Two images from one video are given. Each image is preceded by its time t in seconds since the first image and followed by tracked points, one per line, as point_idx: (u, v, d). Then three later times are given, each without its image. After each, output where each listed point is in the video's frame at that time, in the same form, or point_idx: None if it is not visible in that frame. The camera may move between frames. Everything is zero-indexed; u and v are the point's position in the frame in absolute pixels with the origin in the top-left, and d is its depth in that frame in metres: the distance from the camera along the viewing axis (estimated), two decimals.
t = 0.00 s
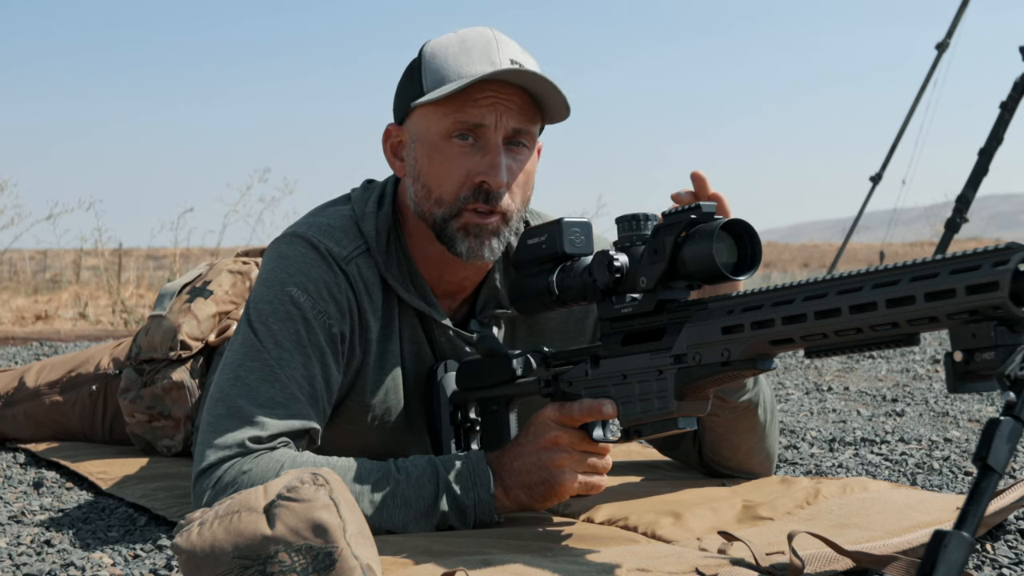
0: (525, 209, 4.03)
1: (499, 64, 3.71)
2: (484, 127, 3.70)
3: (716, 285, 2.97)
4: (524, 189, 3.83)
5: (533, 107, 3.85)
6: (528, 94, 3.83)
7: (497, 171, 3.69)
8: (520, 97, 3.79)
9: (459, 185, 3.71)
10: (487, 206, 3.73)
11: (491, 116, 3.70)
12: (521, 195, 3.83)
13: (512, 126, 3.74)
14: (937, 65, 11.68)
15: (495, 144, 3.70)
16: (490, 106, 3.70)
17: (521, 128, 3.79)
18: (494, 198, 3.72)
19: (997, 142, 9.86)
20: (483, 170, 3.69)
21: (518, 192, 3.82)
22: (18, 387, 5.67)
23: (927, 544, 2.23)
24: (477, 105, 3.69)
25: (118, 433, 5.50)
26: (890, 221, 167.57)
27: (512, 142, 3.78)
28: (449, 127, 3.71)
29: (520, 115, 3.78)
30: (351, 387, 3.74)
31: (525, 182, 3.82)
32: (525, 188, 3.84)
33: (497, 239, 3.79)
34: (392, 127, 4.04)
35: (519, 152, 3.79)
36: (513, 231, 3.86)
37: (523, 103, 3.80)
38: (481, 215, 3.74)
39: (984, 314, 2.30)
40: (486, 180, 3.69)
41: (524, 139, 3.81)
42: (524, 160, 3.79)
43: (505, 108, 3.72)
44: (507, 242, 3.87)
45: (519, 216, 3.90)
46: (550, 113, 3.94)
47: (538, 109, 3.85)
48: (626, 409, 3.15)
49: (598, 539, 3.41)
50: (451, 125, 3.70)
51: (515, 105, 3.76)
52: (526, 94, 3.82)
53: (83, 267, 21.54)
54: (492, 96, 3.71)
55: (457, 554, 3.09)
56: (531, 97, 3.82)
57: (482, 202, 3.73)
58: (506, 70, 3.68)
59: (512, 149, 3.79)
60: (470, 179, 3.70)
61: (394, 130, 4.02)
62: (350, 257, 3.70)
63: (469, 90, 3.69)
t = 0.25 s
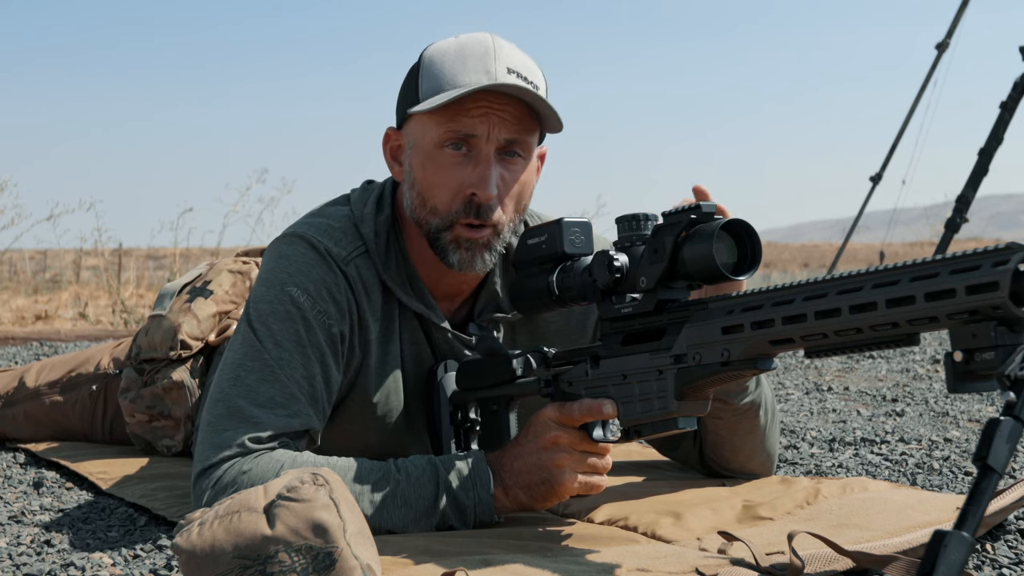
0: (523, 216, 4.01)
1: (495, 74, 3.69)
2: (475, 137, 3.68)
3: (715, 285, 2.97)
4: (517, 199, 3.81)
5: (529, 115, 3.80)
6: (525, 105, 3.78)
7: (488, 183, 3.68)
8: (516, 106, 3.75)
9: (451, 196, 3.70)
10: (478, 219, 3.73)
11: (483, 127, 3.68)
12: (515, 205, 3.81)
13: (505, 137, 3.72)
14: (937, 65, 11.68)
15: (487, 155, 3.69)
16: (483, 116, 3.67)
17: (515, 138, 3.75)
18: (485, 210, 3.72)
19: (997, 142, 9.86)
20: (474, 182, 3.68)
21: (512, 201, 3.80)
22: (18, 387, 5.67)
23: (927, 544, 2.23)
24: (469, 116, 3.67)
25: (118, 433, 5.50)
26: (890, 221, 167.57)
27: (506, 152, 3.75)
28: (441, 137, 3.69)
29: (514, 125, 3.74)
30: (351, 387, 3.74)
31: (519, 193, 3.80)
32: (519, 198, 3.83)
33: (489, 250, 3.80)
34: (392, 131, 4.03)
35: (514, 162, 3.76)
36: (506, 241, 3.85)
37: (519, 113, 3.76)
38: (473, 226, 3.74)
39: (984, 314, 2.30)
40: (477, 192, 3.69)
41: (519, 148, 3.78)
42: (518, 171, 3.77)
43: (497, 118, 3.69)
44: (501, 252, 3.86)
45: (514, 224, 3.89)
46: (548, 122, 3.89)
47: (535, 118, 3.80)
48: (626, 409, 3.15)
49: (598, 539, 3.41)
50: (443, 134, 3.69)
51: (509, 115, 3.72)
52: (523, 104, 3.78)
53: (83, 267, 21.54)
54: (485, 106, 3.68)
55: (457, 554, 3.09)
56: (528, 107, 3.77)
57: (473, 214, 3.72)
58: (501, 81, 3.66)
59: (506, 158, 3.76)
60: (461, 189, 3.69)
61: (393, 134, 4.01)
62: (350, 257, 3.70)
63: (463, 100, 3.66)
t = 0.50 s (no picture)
0: (516, 220, 3.99)
1: (483, 75, 3.67)
2: (458, 138, 3.68)
3: (715, 285, 2.97)
4: (503, 203, 3.79)
5: (517, 118, 3.76)
6: (513, 107, 3.74)
7: (468, 185, 3.68)
8: (503, 109, 3.72)
9: (432, 196, 3.71)
10: (459, 219, 3.73)
11: (465, 127, 3.67)
12: (500, 208, 3.80)
13: (488, 138, 3.69)
14: (937, 65, 11.68)
15: (468, 156, 3.68)
16: (465, 117, 3.66)
17: (500, 140, 3.72)
18: (465, 212, 3.72)
19: (997, 142, 9.86)
20: (454, 183, 3.68)
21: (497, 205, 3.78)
22: (18, 387, 5.67)
23: (927, 544, 2.23)
24: (452, 116, 3.66)
25: (118, 433, 5.50)
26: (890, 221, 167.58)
27: (491, 155, 3.73)
28: (425, 136, 3.70)
29: (499, 127, 3.71)
30: (351, 386, 3.74)
31: (505, 196, 3.79)
32: (505, 202, 3.80)
33: (472, 254, 3.79)
34: (391, 130, 4.04)
35: (498, 165, 3.74)
36: (491, 244, 3.84)
37: (506, 115, 3.73)
38: (454, 227, 3.74)
39: (984, 314, 2.30)
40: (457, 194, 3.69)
41: (505, 152, 3.75)
42: (501, 174, 3.75)
43: (480, 120, 3.67)
44: (486, 256, 3.85)
45: (500, 229, 3.86)
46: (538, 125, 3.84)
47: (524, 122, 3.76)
48: (626, 409, 3.15)
49: (598, 539, 3.41)
50: (427, 133, 3.69)
51: (494, 117, 3.69)
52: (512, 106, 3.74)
53: (83, 267, 21.53)
54: (468, 107, 3.66)
55: (457, 554, 3.09)
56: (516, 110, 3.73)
57: (454, 214, 3.73)
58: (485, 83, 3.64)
59: (491, 161, 3.74)
60: (441, 190, 3.69)
61: (391, 133, 4.02)
62: (350, 257, 3.70)
63: (447, 100, 3.65)
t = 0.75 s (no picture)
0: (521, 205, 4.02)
1: (472, 70, 3.68)
2: (463, 136, 3.68)
3: (715, 284, 2.97)
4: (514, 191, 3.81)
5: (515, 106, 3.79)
6: (509, 97, 3.77)
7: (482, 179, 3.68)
8: (502, 99, 3.74)
9: (445, 196, 3.70)
10: (475, 215, 3.72)
11: (469, 124, 3.67)
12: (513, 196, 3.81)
13: (492, 131, 3.71)
14: (937, 65, 11.68)
15: (477, 152, 3.68)
16: (467, 114, 3.67)
17: (504, 131, 3.74)
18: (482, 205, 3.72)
19: (997, 142, 9.86)
20: (467, 179, 3.67)
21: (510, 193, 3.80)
22: (18, 387, 5.67)
23: (927, 544, 2.23)
24: (454, 115, 3.66)
25: (118, 433, 5.50)
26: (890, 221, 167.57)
27: (496, 146, 3.75)
28: (428, 138, 3.70)
29: (500, 119, 3.73)
30: (351, 385, 3.74)
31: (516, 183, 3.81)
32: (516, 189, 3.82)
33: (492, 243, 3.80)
34: (379, 138, 4.01)
35: (505, 155, 3.76)
36: (507, 231, 3.86)
37: (504, 106, 3.75)
38: (471, 222, 3.74)
39: (984, 314, 2.30)
40: (472, 190, 3.68)
41: (509, 141, 3.77)
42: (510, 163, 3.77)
43: (483, 114, 3.69)
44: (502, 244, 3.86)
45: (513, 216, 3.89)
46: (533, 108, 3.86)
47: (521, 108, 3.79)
48: (626, 409, 3.15)
49: (598, 539, 3.41)
50: (431, 136, 3.69)
51: (494, 109, 3.72)
52: (508, 97, 3.77)
53: (84, 267, 21.52)
54: (468, 104, 3.67)
55: (457, 554, 3.09)
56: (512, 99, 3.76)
57: (470, 210, 3.72)
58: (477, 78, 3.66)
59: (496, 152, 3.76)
60: (454, 189, 3.69)
61: (381, 140, 4.00)
62: (349, 255, 3.70)
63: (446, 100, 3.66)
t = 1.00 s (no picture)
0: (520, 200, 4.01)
1: (461, 76, 3.69)
2: (459, 141, 3.67)
3: (715, 284, 2.97)
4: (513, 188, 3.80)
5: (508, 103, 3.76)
6: (503, 97, 3.75)
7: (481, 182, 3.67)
8: (494, 99, 3.72)
9: (445, 201, 3.69)
10: (476, 217, 3.72)
11: (464, 129, 3.66)
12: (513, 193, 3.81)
13: (487, 133, 3.69)
14: (937, 65, 11.68)
15: (474, 155, 3.68)
16: (462, 119, 3.65)
17: (499, 132, 3.73)
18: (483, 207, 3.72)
19: (997, 142, 9.86)
20: (467, 183, 3.67)
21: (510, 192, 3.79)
22: (18, 387, 5.67)
23: (927, 544, 2.23)
24: (448, 121, 3.65)
25: (119, 433, 5.50)
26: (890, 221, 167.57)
27: (493, 147, 3.73)
28: (424, 146, 3.68)
29: (495, 120, 3.72)
30: (351, 385, 3.74)
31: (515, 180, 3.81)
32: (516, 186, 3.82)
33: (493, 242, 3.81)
34: (372, 144, 3.98)
35: (502, 155, 3.75)
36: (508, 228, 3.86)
37: (498, 107, 3.73)
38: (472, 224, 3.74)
39: (984, 314, 2.30)
40: (472, 193, 3.68)
41: (505, 140, 3.75)
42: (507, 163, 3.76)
43: (477, 117, 3.67)
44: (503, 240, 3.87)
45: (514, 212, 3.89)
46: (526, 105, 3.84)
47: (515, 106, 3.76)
48: (626, 409, 3.15)
49: (598, 539, 3.41)
50: (427, 143, 3.67)
51: (488, 110, 3.69)
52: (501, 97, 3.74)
53: (83, 267, 21.52)
54: (462, 109, 3.65)
55: (457, 554, 3.09)
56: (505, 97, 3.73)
57: (470, 213, 3.72)
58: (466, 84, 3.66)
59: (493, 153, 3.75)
60: (455, 194, 3.68)
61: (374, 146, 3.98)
62: (348, 255, 3.70)
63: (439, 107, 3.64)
